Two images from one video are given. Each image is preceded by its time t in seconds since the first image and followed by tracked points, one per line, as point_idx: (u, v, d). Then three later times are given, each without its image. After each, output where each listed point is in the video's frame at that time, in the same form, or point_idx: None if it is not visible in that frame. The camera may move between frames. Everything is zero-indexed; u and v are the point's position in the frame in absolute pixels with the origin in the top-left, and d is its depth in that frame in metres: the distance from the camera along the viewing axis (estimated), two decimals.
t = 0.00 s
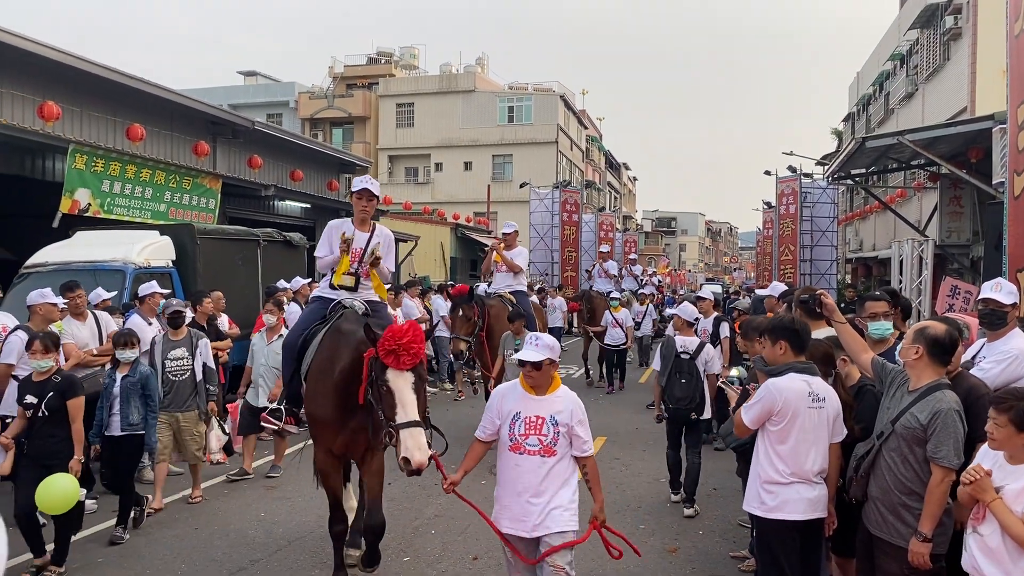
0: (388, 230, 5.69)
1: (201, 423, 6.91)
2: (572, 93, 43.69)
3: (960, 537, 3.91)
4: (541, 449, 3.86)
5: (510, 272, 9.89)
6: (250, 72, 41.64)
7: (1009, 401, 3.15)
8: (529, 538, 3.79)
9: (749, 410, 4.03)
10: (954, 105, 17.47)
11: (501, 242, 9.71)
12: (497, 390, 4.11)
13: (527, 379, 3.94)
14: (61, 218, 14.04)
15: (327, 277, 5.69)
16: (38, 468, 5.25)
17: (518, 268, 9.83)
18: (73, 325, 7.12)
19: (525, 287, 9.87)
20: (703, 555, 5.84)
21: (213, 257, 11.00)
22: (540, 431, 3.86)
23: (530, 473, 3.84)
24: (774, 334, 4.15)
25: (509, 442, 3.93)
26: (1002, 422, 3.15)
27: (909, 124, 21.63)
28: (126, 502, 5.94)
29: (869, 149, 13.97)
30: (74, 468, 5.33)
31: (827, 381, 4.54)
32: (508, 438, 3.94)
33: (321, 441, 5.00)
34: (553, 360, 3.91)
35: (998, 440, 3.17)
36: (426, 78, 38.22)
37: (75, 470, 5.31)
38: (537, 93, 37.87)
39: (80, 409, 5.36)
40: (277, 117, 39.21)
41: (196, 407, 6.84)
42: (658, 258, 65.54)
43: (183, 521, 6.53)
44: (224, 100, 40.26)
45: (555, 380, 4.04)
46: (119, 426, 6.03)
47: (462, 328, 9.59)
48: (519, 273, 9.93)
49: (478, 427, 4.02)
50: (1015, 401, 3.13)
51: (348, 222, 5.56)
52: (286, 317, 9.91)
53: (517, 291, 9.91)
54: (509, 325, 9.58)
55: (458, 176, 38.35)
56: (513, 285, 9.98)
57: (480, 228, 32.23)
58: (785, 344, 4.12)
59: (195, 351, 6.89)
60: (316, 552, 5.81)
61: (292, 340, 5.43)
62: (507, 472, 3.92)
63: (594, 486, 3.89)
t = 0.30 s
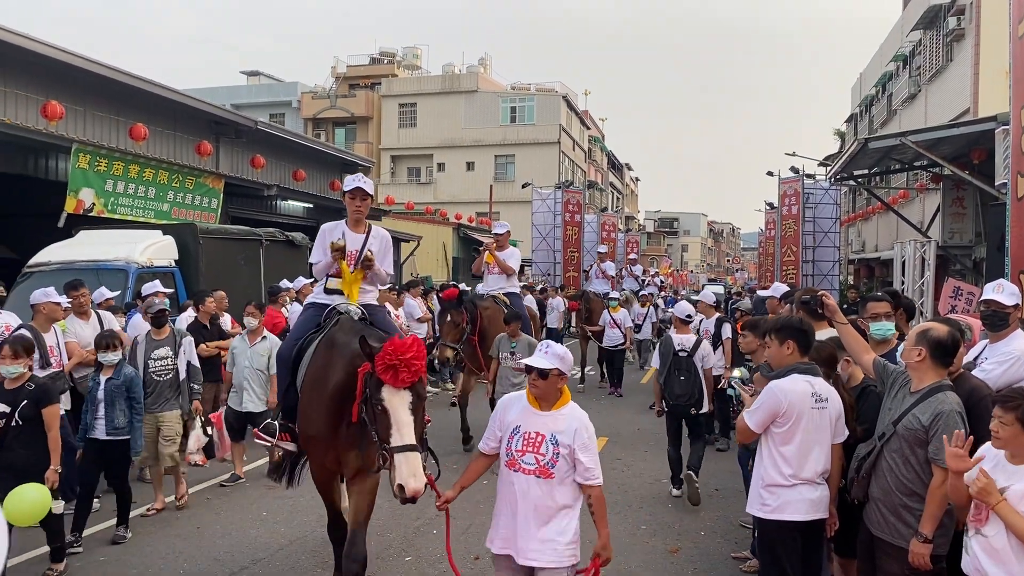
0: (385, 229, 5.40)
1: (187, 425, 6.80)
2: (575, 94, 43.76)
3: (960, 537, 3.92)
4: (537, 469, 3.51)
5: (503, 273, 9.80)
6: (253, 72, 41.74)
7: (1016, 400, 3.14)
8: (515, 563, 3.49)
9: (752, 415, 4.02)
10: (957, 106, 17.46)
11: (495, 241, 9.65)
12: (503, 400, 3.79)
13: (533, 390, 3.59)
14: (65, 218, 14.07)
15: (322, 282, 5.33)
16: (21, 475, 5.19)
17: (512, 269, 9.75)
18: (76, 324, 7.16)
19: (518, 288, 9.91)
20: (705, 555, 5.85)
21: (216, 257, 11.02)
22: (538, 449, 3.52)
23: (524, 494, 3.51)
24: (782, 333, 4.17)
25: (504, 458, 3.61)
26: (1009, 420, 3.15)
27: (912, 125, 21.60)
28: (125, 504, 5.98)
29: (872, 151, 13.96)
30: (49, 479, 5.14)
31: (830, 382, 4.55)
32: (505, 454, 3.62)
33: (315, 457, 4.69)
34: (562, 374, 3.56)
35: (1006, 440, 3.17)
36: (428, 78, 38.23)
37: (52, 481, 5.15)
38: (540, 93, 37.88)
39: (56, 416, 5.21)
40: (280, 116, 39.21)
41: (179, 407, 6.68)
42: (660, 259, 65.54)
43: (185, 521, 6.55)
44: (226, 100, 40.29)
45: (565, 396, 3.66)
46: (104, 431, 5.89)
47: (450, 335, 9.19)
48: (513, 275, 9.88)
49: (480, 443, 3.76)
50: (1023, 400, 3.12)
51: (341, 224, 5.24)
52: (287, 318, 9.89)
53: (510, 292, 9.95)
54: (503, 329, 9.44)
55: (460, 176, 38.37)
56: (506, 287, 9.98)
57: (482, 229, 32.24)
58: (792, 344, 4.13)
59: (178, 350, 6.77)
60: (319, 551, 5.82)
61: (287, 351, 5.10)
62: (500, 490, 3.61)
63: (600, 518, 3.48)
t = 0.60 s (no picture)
0: (380, 227, 5.25)
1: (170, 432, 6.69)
2: (575, 95, 43.81)
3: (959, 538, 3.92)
4: (533, 477, 3.46)
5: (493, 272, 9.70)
6: (253, 72, 41.73)
7: (1019, 399, 3.16)
8: None
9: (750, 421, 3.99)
10: (957, 108, 17.46)
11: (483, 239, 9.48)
12: (495, 406, 3.75)
13: (526, 395, 3.55)
14: (66, 218, 14.08)
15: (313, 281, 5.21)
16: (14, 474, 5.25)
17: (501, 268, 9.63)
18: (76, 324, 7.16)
19: (507, 290, 9.77)
20: (704, 556, 5.85)
21: (217, 257, 11.03)
22: (534, 455, 3.47)
23: (521, 503, 3.45)
24: (785, 333, 4.17)
25: (499, 467, 3.56)
26: (1012, 419, 3.16)
27: (913, 127, 21.60)
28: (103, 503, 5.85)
29: (872, 152, 13.95)
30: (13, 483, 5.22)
31: (831, 384, 4.56)
32: (499, 462, 3.57)
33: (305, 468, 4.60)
34: (558, 376, 3.52)
35: (1010, 439, 3.17)
36: (429, 79, 38.23)
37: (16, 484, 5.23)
38: (541, 94, 37.90)
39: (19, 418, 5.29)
40: (280, 116, 39.20)
41: (164, 410, 6.56)
42: (661, 260, 65.53)
43: (184, 522, 6.54)
44: (227, 101, 40.27)
45: (564, 398, 3.63)
46: (73, 435, 5.72)
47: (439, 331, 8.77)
48: (501, 274, 9.76)
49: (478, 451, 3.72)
50: None
51: (335, 219, 5.10)
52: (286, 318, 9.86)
53: (499, 293, 9.80)
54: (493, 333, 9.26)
55: (460, 177, 38.38)
56: (495, 288, 9.83)
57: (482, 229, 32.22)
58: (795, 345, 4.14)
59: (163, 353, 6.74)
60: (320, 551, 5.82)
61: (280, 359, 4.97)
62: (494, 501, 3.55)
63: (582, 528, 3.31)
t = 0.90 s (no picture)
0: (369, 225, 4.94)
1: (155, 437, 6.50)
2: (574, 97, 43.84)
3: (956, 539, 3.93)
4: (511, 507, 3.12)
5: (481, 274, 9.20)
6: (253, 73, 41.77)
7: (1020, 399, 3.18)
8: None
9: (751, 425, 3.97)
10: (955, 111, 17.49)
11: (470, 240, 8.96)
12: (456, 429, 3.34)
13: (493, 417, 3.18)
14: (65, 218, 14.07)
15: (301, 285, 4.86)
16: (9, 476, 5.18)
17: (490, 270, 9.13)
18: (77, 324, 7.13)
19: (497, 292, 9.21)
20: (703, 558, 5.85)
21: (215, 258, 11.02)
22: (510, 483, 3.12)
23: (499, 538, 3.11)
24: (780, 335, 4.18)
25: (470, 498, 3.19)
26: (1014, 418, 3.17)
27: (911, 129, 21.62)
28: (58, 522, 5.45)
29: (870, 154, 13.96)
30: None
31: (827, 385, 4.57)
32: (470, 493, 3.20)
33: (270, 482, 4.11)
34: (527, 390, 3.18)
35: (1012, 439, 3.18)
36: (428, 80, 38.25)
37: None
38: (539, 96, 37.95)
39: None
40: (279, 117, 39.22)
41: (148, 415, 6.37)
42: (659, 262, 65.57)
43: (182, 522, 6.52)
44: (226, 102, 40.29)
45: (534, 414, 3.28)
46: (52, 441, 5.55)
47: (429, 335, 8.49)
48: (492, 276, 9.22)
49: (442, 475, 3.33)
50: None
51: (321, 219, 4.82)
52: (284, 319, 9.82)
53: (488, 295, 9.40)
54: (480, 335, 8.92)
55: (459, 178, 38.38)
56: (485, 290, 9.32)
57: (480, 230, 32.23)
58: (791, 347, 4.14)
59: (147, 356, 6.50)
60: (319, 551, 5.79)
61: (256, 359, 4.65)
62: (470, 536, 3.19)
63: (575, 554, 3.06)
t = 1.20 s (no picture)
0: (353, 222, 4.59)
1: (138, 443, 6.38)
2: (571, 98, 43.90)
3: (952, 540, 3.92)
4: (463, 520, 2.88)
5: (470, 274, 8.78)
6: (250, 74, 41.76)
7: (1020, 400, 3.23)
8: None
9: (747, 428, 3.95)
10: (952, 113, 17.53)
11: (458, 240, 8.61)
12: (416, 435, 3.13)
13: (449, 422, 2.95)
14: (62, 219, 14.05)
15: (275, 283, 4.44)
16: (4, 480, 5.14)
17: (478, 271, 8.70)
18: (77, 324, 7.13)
19: (485, 292, 8.99)
20: (700, 559, 5.84)
21: (213, 260, 11.00)
22: (462, 494, 2.89)
23: (449, 553, 2.88)
24: (772, 336, 4.20)
25: (422, 509, 2.97)
26: (1016, 421, 3.21)
27: (908, 131, 21.66)
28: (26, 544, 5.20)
29: (868, 156, 13.97)
30: None
31: (823, 387, 4.58)
32: (421, 503, 2.98)
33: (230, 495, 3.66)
34: (489, 394, 2.97)
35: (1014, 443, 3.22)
36: (426, 82, 38.25)
37: None
38: (537, 97, 38.00)
39: None
40: (277, 119, 39.19)
41: (128, 423, 6.26)
42: (656, 263, 65.61)
43: (179, 525, 6.50)
44: (223, 103, 40.25)
45: (500, 422, 3.04)
46: (25, 453, 5.43)
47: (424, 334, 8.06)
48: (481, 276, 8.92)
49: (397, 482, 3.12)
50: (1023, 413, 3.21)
51: (301, 213, 4.45)
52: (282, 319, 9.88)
53: (476, 297, 9.01)
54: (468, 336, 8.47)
55: (457, 179, 38.38)
56: (471, 291, 9.05)
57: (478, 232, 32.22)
58: (783, 348, 4.16)
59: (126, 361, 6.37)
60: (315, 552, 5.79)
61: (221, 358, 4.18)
62: (420, 549, 2.97)
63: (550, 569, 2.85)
